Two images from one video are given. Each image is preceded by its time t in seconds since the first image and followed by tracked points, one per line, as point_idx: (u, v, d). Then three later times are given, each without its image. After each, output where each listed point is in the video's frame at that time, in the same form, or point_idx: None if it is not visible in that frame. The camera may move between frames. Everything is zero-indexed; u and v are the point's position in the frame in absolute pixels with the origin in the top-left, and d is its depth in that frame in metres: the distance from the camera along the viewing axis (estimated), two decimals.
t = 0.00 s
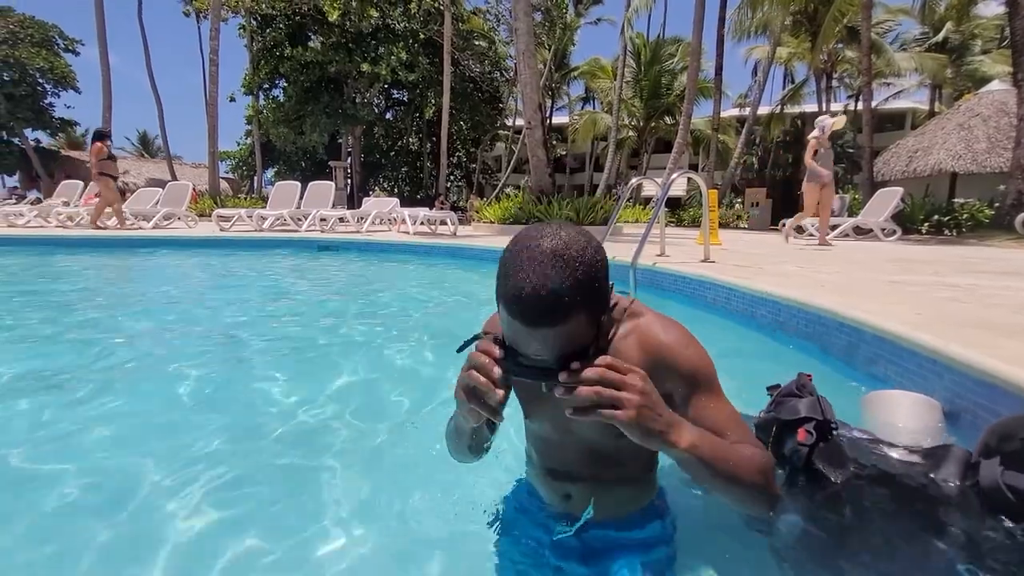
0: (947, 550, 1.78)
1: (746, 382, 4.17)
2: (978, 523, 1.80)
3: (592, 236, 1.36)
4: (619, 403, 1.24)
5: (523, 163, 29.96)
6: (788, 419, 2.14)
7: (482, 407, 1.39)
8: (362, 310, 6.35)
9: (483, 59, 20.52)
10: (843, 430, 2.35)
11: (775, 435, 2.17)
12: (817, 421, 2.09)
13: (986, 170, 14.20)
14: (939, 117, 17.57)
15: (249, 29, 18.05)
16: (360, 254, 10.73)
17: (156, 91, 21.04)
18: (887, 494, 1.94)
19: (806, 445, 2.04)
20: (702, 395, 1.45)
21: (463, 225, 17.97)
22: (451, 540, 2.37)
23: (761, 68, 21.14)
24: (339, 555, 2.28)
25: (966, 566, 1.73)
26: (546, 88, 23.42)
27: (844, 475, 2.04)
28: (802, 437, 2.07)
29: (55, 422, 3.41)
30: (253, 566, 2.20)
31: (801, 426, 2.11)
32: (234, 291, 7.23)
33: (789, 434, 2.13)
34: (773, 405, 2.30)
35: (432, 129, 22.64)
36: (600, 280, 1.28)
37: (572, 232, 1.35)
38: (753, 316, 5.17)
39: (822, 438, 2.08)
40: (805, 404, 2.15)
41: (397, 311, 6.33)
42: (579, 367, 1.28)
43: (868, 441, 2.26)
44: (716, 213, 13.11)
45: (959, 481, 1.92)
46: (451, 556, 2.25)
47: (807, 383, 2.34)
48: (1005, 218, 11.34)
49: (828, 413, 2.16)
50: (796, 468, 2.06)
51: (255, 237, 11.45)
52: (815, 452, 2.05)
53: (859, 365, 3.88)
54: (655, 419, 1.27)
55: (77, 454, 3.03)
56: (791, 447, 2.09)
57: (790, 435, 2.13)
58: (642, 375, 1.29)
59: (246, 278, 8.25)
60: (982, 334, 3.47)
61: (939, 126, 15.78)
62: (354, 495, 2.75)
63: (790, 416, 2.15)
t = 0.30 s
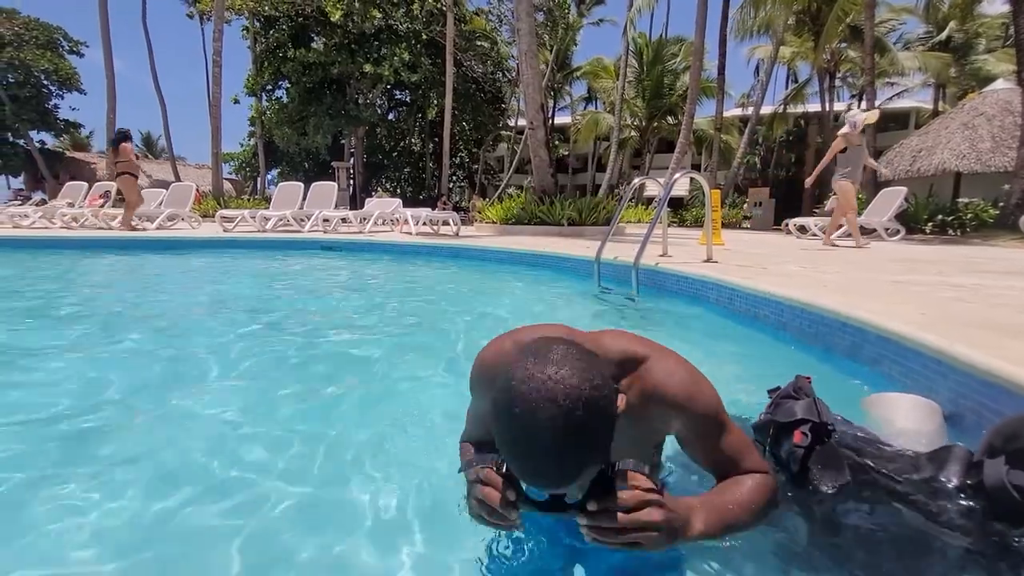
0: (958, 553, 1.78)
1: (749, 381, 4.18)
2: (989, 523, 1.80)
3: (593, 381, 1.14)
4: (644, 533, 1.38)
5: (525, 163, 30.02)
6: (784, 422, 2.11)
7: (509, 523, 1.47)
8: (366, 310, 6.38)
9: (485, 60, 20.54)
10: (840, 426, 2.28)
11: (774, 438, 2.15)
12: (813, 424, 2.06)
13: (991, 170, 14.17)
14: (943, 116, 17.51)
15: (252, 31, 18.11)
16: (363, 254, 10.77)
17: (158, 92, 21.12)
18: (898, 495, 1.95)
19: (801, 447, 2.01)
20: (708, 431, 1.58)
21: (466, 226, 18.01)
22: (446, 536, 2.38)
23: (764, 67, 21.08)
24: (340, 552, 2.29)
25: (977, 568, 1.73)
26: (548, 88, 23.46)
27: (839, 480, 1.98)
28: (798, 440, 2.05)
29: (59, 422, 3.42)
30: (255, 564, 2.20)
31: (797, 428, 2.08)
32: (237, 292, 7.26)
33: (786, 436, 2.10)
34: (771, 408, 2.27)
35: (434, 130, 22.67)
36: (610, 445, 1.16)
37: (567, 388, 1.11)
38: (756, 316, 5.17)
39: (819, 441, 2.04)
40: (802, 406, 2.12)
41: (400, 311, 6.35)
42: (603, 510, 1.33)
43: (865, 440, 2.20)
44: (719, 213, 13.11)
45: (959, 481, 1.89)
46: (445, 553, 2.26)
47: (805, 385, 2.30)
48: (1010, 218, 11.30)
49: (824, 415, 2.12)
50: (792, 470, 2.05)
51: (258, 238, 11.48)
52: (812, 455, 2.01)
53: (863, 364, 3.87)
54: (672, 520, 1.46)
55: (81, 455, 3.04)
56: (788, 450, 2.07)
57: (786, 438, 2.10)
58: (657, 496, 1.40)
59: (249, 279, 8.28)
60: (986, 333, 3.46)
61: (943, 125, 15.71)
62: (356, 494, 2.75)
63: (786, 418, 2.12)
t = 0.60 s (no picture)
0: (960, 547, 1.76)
1: (752, 378, 4.16)
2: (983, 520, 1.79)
3: (601, 486, 1.07)
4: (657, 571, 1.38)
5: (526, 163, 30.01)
6: (788, 418, 2.11)
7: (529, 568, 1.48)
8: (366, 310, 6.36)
9: (485, 59, 20.51)
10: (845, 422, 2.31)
11: (778, 435, 2.14)
12: (819, 421, 2.06)
13: (993, 167, 14.11)
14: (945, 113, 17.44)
15: (252, 32, 18.10)
16: (363, 254, 10.76)
17: (159, 92, 21.16)
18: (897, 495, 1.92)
19: (806, 444, 2.00)
20: (716, 463, 1.56)
21: (467, 225, 17.99)
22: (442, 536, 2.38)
23: (765, 66, 21.03)
24: (332, 554, 2.28)
25: (982, 566, 1.70)
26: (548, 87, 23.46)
27: (843, 474, 1.99)
28: (803, 437, 2.04)
29: (57, 422, 3.42)
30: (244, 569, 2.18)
31: (802, 425, 2.07)
32: (237, 292, 7.26)
33: (790, 433, 2.09)
34: (774, 405, 2.26)
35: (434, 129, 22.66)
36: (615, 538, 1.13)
37: (573, 501, 1.05)
38: (758, 312, 5.15)
39: (824, 438, 2.03)
40: (806, 403, 2.11)
41: (400, 310, 6.32)
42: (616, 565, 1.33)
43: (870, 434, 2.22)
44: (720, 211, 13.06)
45: (964, 476, 1.90)
46: (443, 554, 2.27)
47: (810, 383, 2.29)
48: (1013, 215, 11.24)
49: (830, 412, 2.12)
50: (796, 468, 2.03)
51: (258, 238, 11.47)
52: (816, 452, 2.00)
53: (867, 361, 3.85)
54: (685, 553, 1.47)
55: (76, 455, 3.03)
56: (793, 447, 2.06)
57: (791, 434, 2.09)
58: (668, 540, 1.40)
59: (249, 279, 8.27)
60: (992, 331, 3.43)
61: (944, 122, 15.63)
62: (350, 495, 2.73)
63: (791, 415, 2.11)
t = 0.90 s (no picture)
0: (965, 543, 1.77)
1: (754, 376, 4.15)
2: (994, 516, 1.77)
3: (603, 548, 1.11)
4: None
5: (527, 161, 30.03)
6: (799, 410, 2.16)
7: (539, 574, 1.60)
8: (368, 308, 6.37)
9: (486, 57, 20.51)
10: (860, 416, 2.33)
11: (789, 426, 2.20)
12: (829, 412, 2.11)
13: (995, 164, 14.07)
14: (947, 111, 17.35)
15: (253, 30, 18.08)
16: (365, 253, 10.77)
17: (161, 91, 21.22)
18: (901, 490, 1.93)
19: (817, 435, 2.05)
20: (723, 483, 1.58)
21: (468, 223, 18.01)
22: (444, 534, 2.40)
23: (766, 63, 20.97)
24: (332, 550, 2.28)
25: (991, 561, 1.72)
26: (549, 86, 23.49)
27: (855, 467, 2.02)
28: (813, 428, 2.09)
29: (60, 420, 3.44)
30: (246, 564, 2.19)
31: (812, 417, 2.12)
32: (239, 291, 7.27)
33: (801, 424, 2.15)
34: (784, 396, 2.33)
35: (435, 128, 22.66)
36: None
37: (576, 566, 1.09)
38: (760, 310, 5.15)
39: (834, 429, 2.08)
40: (817, 394, 2.17)
41: (402, 309, 6.33)
42: None
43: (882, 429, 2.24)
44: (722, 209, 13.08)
45: (973, 474, 1.87)
46: (449, 552, 2.28)
47: (819, 375, 2.34)
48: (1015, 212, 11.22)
49: (840, 405, 2.18)
50: (807, 461, 2.07)
51: (260, 236, 11.46)
52: (826, 443, 2.04)
53: (870, 356, 3.83)
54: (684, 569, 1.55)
55: (78, 453, 3.04)
56: (803, 437, 2.11)
57: (801, 426, 2.15)
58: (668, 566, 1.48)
59: (252, 278, 8.27)
60: (992, 327, 3.43)
61: (946, 120, 15.59)
62: (352, 491, 2.73)
63: (801, 407, 2.17)
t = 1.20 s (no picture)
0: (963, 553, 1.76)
1: (756, 376, 4.16)
2: (997, 517, 1.79)
3: (596, 538, 1.12)
4: None
5: (529, 161, 30.07)
6: (801, 419, 2.11)
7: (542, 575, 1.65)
8: (370, 308, 6.39)
9: (488, 57, 20.55)
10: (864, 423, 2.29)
11: (792, 434, 2.15)
12: (833, 421, 2.05)
13: (999, 163, 14.00)
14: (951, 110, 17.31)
15: (256, 30, 18.16)
16: (368, 253, 10.80)
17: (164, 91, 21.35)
18: (905, 494, 1.93)
19: (820, 445, 2.00)
20: (722, 484, 1.60)
21: (471, 223, 18.04)
22: (447, 533, 2.40)
23: (768, 63, 20.94)
24: (330, 549, 2.30)
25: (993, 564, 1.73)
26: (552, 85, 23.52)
27: (860, 475, 2.00)
28: (817, 438, 2.03)
29: (65, 420, 3.46)
30: (249, 562, 2.21)
31: (815, 427, 2.06)
32: (243, 291, 7.31)
33: (805, 434, 2.09)
34: (787, 402, 2.27)
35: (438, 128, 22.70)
36: None
37: (568, 556, 1.10)
38: (762, 310, 5.16)
39: (838, 436, 2.03)
40: (821, 402, 2.10)
41: (404, 309, 6.35)
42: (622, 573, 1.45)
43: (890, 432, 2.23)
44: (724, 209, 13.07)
45: (976, 474, 1.89)
46: (454, 551, 2.28)
47: (821, 380, 2.26)
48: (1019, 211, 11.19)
49: (844, 411, 2.10)
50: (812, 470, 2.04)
51: (263, 236, 11.51)
52: (831, 452, 2.00)
53: (870, 359, 3.86)
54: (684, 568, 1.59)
55: (84, 453, 3.06)
56: (807, 447, 2.06)
57: (804, 435, 2.10)
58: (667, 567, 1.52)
59: (254, 278, 8.30)
60: (993, 326, 3.44)
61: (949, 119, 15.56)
62: (353, 494, 2.73)
63: (804, 416, 2.11)
